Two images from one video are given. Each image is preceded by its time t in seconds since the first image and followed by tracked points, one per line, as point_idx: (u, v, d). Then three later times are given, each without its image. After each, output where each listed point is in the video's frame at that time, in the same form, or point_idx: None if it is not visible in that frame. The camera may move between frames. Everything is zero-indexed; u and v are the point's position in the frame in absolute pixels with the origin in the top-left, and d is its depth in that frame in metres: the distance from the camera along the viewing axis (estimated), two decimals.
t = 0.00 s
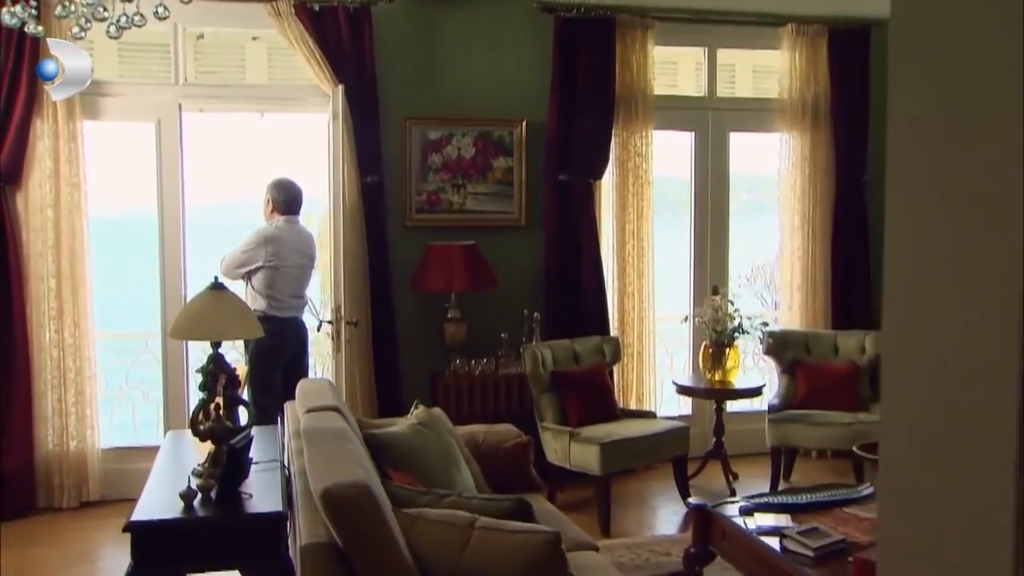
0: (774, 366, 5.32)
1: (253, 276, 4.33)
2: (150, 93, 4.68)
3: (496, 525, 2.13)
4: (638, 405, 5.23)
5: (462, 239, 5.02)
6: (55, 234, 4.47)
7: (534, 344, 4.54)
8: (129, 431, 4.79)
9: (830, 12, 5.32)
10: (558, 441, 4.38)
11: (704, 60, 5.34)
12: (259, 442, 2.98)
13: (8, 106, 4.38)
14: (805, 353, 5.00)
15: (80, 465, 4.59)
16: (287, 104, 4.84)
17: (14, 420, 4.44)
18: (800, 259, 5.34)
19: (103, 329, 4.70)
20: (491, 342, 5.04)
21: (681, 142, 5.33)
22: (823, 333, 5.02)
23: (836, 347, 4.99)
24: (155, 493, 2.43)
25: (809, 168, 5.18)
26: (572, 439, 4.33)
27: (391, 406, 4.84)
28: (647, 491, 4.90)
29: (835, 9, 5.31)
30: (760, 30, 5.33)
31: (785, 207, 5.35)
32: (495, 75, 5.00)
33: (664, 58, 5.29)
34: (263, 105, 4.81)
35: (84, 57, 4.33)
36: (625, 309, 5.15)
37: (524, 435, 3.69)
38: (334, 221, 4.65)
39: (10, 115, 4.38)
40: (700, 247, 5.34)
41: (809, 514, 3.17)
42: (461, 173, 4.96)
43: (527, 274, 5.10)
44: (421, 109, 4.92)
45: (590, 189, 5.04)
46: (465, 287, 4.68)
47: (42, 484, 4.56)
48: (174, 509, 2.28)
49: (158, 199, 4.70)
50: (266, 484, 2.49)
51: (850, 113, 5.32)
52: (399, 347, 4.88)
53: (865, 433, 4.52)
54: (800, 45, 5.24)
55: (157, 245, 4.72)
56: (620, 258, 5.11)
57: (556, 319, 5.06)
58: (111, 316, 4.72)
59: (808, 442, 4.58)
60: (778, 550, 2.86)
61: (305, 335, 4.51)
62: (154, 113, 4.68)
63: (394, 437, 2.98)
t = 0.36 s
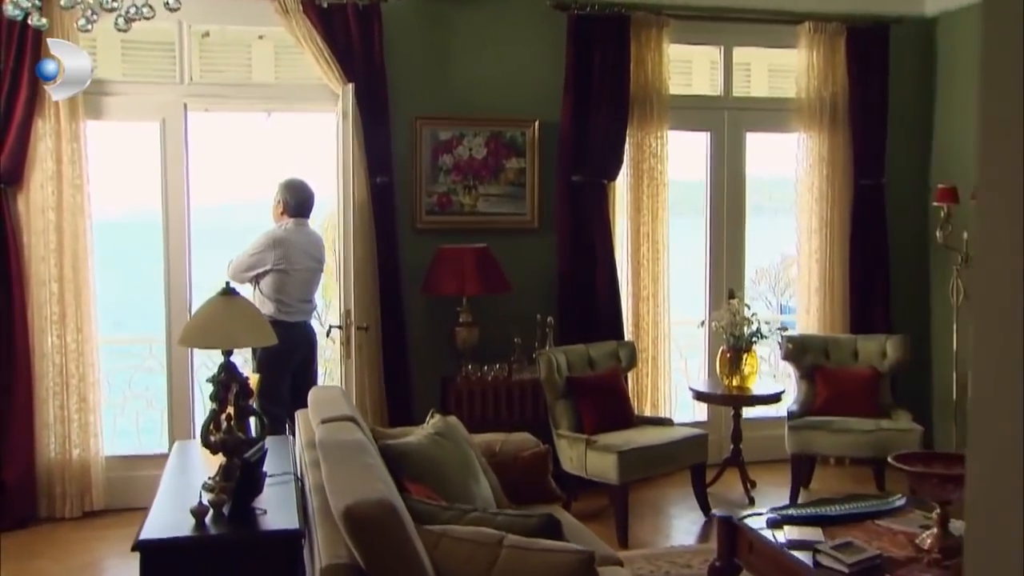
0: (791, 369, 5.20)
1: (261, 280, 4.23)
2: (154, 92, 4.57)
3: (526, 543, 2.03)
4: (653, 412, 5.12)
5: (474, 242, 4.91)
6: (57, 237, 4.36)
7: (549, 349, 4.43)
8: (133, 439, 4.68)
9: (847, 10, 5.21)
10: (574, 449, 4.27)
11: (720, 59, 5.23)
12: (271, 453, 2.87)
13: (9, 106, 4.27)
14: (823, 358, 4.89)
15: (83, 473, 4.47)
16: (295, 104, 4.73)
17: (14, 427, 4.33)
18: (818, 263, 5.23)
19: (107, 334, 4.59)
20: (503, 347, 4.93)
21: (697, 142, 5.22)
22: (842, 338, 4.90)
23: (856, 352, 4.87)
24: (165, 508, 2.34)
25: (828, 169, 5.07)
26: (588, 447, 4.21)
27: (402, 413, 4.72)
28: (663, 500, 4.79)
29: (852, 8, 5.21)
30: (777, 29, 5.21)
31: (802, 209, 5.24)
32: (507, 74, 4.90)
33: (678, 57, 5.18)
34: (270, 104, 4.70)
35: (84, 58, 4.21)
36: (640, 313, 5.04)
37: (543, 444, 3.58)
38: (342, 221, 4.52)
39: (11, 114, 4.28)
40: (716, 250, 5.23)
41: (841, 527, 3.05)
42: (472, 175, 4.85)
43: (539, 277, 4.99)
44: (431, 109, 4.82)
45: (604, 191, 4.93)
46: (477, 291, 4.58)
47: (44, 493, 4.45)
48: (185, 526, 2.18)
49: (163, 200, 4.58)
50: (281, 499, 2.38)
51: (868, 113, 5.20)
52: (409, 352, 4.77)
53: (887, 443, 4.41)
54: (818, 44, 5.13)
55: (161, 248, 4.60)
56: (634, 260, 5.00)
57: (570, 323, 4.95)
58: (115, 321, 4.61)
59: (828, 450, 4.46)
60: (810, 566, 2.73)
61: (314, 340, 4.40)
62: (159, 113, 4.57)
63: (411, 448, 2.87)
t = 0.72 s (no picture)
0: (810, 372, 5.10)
1: (269, 282, 4.12)
2: (159, 89, 4.46)
3: (560, 561, 1.93)
4: (669, 416, 5.01)
5: (486, 243, 4.81)
6: (60, 238, 4.25)
7: (564, 353, 4.34)
8: (138, 445, 4.57)
9: (866, 6, 5.11)
10: (591, 455, 4.17)
11: (736, 57, 5.12)
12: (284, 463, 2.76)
13: (11, 103, 4.17)
14: (843, 361, 4.78)
15: (87, 480, 4.37)
16: (303, 101, 4.63)
17: (16, 433, 4.23)
18: (836, 264, 5.12)
19: (112, 337, 4.49)
20: (516, 351, 4.83)
21: (713, 141, 5.11)
22: (862, 341, 4.79)
23: (876, 355, 4.76)
24: (175, 522, 2.23)
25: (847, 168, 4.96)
26: (605, 453, 4.11)
27: (413, 418, 4.61)
28: (681, 507, 4.68)
29: (871, 3, 5.10)
30: (795, 25, 5.10)
31: (821, 209, 5.13)
32: (520, 71, 4.79)
33: (694, 54, 5.07)
34: (278, 102, 4.60)
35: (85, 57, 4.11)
36: (656, 315, 4.94)
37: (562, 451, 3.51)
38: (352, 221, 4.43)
39: (13, 112, 4.17)
40: (733, 251, 5.12)
41: (876, 540, 2.93)
42: (485, 174, 4.75)
43: (553, 279, 4.88)
44: (443, 107, 4.71)
45: (620, 191, 4.83)
46: (490, 293, 4.48)
47: (47, 500, 4.34)
48: (198, 543, 2.08)
49: (168, 200, 4.48)
50: (297, 515, 2.28)
51: (888, 110, 5.09)
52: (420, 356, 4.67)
53: (910, 449, 4.28)
54: (836, 41, 5.02)
55: (167, 249, 4.50)
56: (650, 261, 4.91)
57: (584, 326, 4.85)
58: (120, 324, 4.50)
59: (850, 455, 4.34)
60: None
61: (323, 344, 4.29)
62: (164, 111, 4.46)
63: (429, 457, 2.77)
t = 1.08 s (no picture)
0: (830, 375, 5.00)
1: (279, 283, 4.02)
2: (165, 86, 4.35)
3: None
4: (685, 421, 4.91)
5: (500, 243, 4.70)
6: (64, 238, 4.14)
7: (581, 357, 4.24)
8: (143, 450, 4.46)
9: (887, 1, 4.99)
10: (609, 461, 4.06)
11: (754, 53, 5.01)
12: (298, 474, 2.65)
13: (13, 100, 4.06)
14: (865, 364, 4.67)
15: (91, 486, 4.26)
16: (313, 98, 4.53)
17: (19, 438, 4.11)
18: (855, 264, 5.01)
19: (116, 340, 4.38)
20: (531, 354, 4.71)
21: (731, 140, 4.99)
22: (884, 343, 4.68)
23: (899, 358, 4.65)
24: (189, 537, 2.13)
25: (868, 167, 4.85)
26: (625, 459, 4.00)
27: (424, 423, 4.49)
28: (699, 513, 4.57)
29: None
30: (814, 21, 4.99)
31: (840, 209, 5.01)
32: (535, 67, 4.68)
33: (711, 50, 4.96)
34: (287, 99, 4.49)
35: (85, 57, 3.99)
36: (672, 317, 4.84)
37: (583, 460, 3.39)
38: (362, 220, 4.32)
39: (16, 110, 4.06)
40: (751, 251, 5.01)
41: (914, 553, 2.83)
42: (498, 173, 4.64)
43: (567, 281, 4.77)
44: (456, 104, 4.61)
45: (636, 190, 4.72)
46: (505, 294, 4.38)
47: (50, 507, 4.23)
48: (214, 562, 1.98)
49: (174, 199, 4.37)
50: (317, 529, 2.18)
51: (909, 108, 4.98)
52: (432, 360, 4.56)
53: (936, 454, 4.17)
54: (856, 36, 4.89)
55: (174, 249, 4.39)
56: (667, 262, 4.80)
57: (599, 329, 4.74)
58: (124, 327, 4.39)
59: (874, 461, 4.23)
60: None
61: (333, 347, 4.18)
62: (170, 108, 4.35)
63: (451, 468, 2.67)
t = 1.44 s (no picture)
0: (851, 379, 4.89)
1: (289, 286, 3.95)
2: (171, 82, 4.23)
3: None
4: (703, 426, 4.79)
5: (513, 243, 4.59)
6: (67, 238, 4.02)
7: (598, 360, 4.12)
8: (147, 456, 4.34)
9: None
10: (629, 468, 3.95)
11: (774, 49, 4.89)
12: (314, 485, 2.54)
13: (15, 96, 3.94)
14: (888, 368, 4.55)
15: (95, 494, 4.13)
16: (323, 95, 4.42)
17: (21, 445, 4.00)
18: (877, 265, 4.89)
19: (120, 343, 4.26)
20: (546, 358, 4.59)
21: (750, 138, 4.87)
22: (908, 346, 4.56)
23: (923, 361, 4.54)
24: (201, 555, 2.03)
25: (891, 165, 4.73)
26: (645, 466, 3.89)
27: (437, 429, 4.38)
28: (719, 521, 4.46)
29: None
30: (835, 16, 4.87)
31: (861, 209, 4.89)
32: (549, 63, 4.57)
33: (728, 46, 4.84)
34: (296, 96, 4.38)
35: (86, 57, 3.94)
36: (690, 319, 4.73)
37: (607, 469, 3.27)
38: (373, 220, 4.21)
39: (17, 106, 3.94)
40: (770, 252, 4.90)
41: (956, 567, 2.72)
42: (513, 171, 4.53)
43: (583, 283, 4.66)
44: (469, 101, 4.49)
45: (653, 189, 4.62)
46: (520, 296, 4.27)
47: (53, 515, 4.11)
48: None
49: (180, 198, 4.25)
50: (337, 547, 2.06)
51: (933, 105, 4.85)
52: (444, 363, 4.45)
53: (966, 460, 4.08)
54: (878, 32, 4.78)
55: (180, 250, 4.27)
56: (685, 263, 4.69)
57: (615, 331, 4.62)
58: (129, 329, 4.27)
59: (900, 469, 4.12)
60: None
61: (344, 350, 4.06)
62: (176, 104, 4.23)
63: (474, 478, 2.56)
